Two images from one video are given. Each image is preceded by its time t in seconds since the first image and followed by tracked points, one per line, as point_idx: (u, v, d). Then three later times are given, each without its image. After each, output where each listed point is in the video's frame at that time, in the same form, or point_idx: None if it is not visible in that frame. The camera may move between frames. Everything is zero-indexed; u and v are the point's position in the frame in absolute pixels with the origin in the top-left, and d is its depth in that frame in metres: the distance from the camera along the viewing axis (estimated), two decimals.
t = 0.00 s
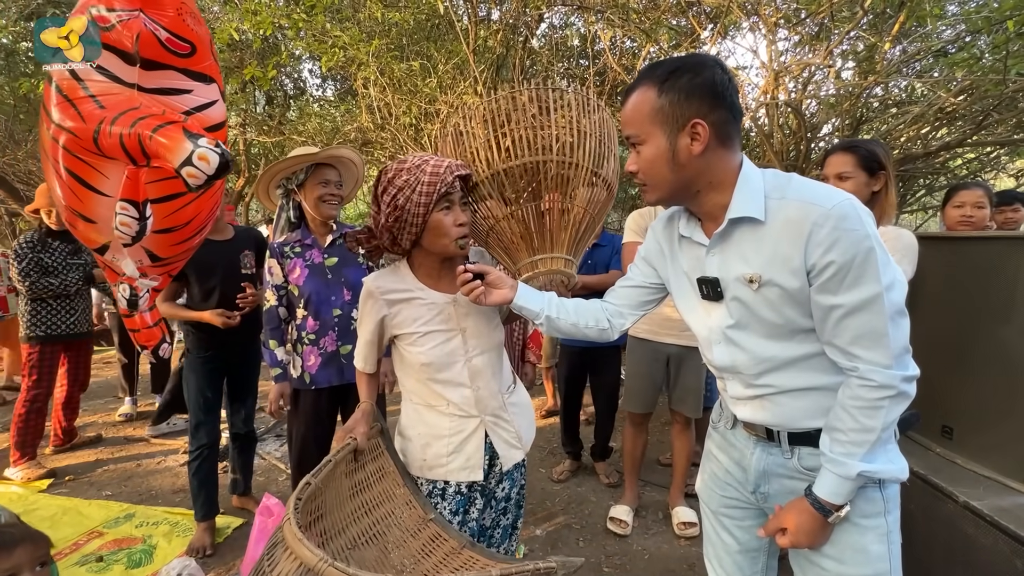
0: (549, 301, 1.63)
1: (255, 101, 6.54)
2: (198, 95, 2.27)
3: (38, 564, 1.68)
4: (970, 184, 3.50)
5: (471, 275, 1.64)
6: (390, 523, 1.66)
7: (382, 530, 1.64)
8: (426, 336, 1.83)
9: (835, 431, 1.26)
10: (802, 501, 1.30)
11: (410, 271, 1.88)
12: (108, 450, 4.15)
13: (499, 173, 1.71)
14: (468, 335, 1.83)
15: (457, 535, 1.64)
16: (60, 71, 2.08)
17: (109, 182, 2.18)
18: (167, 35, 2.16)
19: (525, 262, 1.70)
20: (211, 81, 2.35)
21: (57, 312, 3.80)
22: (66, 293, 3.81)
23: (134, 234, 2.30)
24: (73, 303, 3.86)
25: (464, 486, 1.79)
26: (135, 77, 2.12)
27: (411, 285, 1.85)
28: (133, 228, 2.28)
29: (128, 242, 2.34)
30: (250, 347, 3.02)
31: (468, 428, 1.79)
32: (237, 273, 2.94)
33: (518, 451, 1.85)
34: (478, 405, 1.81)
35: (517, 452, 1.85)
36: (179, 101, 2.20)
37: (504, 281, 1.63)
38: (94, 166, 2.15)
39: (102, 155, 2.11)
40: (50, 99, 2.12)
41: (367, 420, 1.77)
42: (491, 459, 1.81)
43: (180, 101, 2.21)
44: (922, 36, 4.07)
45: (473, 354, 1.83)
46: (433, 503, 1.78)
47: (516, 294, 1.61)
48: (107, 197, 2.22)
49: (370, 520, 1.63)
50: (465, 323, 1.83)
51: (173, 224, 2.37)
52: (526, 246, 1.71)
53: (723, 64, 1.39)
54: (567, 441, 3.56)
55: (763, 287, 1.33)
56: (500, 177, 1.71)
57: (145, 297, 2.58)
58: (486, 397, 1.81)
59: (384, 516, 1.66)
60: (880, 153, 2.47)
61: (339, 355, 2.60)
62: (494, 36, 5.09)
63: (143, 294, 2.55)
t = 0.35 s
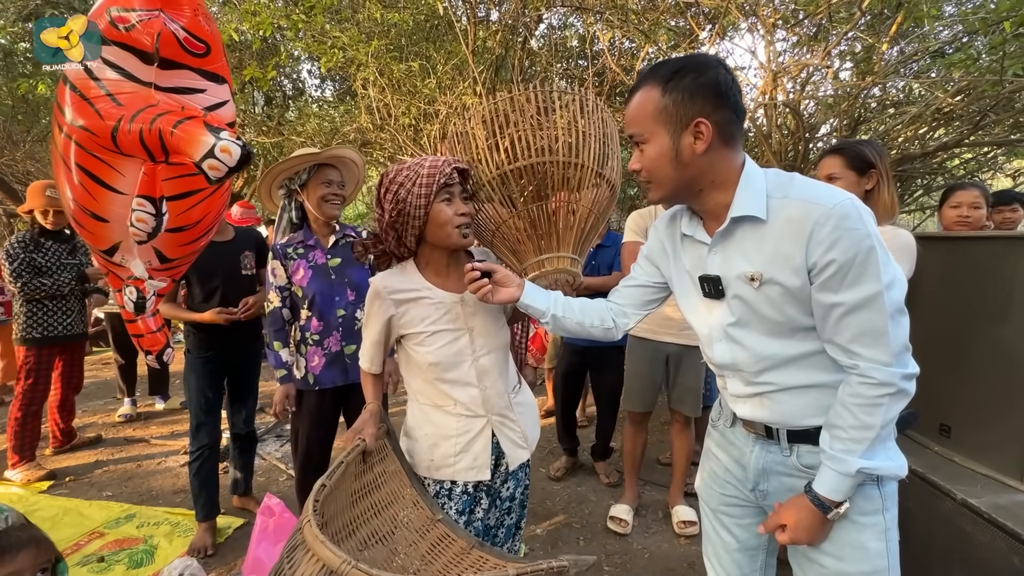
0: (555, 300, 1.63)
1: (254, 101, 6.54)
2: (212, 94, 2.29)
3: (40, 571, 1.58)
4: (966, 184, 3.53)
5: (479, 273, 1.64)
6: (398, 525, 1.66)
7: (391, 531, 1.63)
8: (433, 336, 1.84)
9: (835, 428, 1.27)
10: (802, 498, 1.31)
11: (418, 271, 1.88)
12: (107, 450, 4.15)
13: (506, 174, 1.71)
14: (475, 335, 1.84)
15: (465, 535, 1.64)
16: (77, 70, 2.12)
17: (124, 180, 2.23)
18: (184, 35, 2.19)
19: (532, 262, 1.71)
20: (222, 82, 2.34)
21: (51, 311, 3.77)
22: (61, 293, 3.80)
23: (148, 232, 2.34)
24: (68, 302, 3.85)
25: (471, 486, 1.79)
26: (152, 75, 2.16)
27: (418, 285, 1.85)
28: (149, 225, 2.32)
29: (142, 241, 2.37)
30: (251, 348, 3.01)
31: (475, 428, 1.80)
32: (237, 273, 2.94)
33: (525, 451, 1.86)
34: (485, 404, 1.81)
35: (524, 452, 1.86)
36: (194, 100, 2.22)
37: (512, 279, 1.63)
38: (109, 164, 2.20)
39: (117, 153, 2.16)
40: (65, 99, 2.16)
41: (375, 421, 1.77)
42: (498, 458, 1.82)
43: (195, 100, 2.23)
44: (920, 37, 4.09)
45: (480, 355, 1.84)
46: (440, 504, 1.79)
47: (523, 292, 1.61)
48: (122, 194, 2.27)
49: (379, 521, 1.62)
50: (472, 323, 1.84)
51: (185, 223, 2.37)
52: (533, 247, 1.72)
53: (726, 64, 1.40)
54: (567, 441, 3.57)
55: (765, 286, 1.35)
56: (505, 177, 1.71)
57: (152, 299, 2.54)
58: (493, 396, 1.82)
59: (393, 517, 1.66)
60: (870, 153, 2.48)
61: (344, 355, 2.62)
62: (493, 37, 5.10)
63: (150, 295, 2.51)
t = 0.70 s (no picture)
0: (563, 297, 1.62)
1: (253, 102, 6.53)
2: (220, 100, 2.28)
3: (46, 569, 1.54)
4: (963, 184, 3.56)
5: (487, 267, 1.64)
6: (405, 522, 1.66)
7: (399, 528, 1.64)
8: (437, 336, 1.84)
9: (835, 424, 1.28)
10: (802, 494, 1.31)
11: (421, 274, 1.89)
12: (108, 450, 4.15)
13: (514, 178, 1.69)
14: (478, 334, 1.85)
15: (473, 532, 1.64)
16: (83, 71, 2.12)
17: (131, 185, 2.23)
18: (195, 44, 2.21)
19: (538, 268, 1.72)
20: (230, 88, 2.34)
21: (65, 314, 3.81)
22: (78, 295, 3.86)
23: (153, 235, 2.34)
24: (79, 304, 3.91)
25: (476, 484, 1.80)
26: (162, 83, 2.15)
27: (421, 286, 1.86)
28: (156, 230, 2.34)
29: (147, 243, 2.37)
30: (250, 349, 3.02)
31: (480, 426, 1.81)
32: (236, 274, 2.94)
33: (530, 449, 1.86)
34: (489, 402, 1.82)
35: (528, 450, 1.86)
36: (202, 106, 2.21)
37: (519, 275, 1.63)
38: (117, 169, 2.19)
39: (125, 159, 2.16)
40: (72, 101, 2.15)
41: (381, 419, 1.79)
42: (503, 456, 1.83)
43: (204, 107, 2.22)
44: (918, 38, 4.11)
45: (483, 353, 1.85)
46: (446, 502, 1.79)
47: (531, 289, 1.62)
48: (130, 199, 2.27)
49: (387, 518, 1.63)
50: (475, 323, 1.85)
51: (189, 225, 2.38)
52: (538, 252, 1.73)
53: (729, 65, 1.41)
54: (566, 441, 3.57)
55: (766, 284, 1.36)
56: (511, 182, 1.70)
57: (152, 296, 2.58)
58: (498, 395, 1.83)
59: (400, 515, 1.67)
60: (854, 156, 2.52)
61: (343, 357, 2.63)
62: (493, 38, 5.10)
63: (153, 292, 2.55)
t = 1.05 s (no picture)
0: (565, 300, 1.63)
1: (254, 103, 6.53)
2: (219, 111, 2.30)
3: (41, 567, 1.52)
4: (962, 184, 3.57)
5: (489, 274, 1.64)
6: (403, 522, 1.67)
7: (396, 528, 1.65)
8: (435, 337, 1.85)
9: (833, 416, 1.28)
10: (798, 489, 1.31)
11: (418, 276, 1.89)
12: (109, 452, 4.16)
13: (510, 183, 1.70)
14: (475, 335, 1.85)
15: (469, 530, 1.65)
16: (82, 77, 2.13)
17: (130, 196, 2.24)
18: (194, 58, 2.21)
19: (532, 271, 1.73)
20: (230, 98, 2.37)
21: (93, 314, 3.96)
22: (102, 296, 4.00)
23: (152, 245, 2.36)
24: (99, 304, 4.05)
25: (475, 483, 1.80)
26: (161, 95, 2.16)
27: (418, 288, 1.86)
28: (154, 241, 2.35)
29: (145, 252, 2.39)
30: (249, 349, 3.02)
31: (478, 425, 1.81)
32: (234, 275, 2.95)
33: (528, 446, 1.87)
34: (487, 401, 1.83)
35: (527, 447, 1.86)
36: (201, 119, 2.23)
37: (522, 281, 1.62)
38: (115, 179, 2.20)
39: (123, 170, 2.17)
40: (71, 107, 2.17)
41: (377, 420, 1.78)
42: (501, 454, 1.83)
43: (203, 118, 2.24)
44: (918, 38, 4.12)
45: (480, 354, 1.85)
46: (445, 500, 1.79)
47: (533, 293, 1.61)
48: (127, 208, 2.28)
49: (384, 518, 1.65)
50: (473, 324, 1.85)
51: (186, 231, 2.41)
52: (533, 258, 1.74)
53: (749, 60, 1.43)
54: (566, 442, 3.58)
55: (772, 274, 1.36)
56: (509, 186, 1.70)
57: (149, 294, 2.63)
58: (496, 394, 1.83)
59: (398, 514, 1.68)
60: (843, 157, 2.55)
61: (325, 363, 2.63)
62: (492, 39, 5.10)
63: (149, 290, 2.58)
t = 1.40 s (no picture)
0: (589, 281, 1.57)
1: (257, 106, 6.57)
2: (206, 116, 2.58)
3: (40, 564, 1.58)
4: (964, 184, 3.56)
5: (515, 238, 1.60)
6: (395, 523, 1.67)
7: (387, 529, 1.64)
8: (427, 337, 1.85)
9: (816, 412, 1.29)
10: (768, 482, 1.29)
11: (407, 277, 1.92)
12: (112, 452, 4.18)
13: (495, 180, 1.68)
14: (467, 335, 1.85)
15: (461, 532, 1.66)
16: (73, 85, 2.39)
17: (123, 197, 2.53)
18: (181, 68, 2.49)
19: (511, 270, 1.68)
20: (220, 103, 2.68)
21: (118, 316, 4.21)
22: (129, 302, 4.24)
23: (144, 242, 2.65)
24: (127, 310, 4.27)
25: (468, 483, 1.80)
26: (149, 102, 2.44)
27: (409, 289, 1.88)
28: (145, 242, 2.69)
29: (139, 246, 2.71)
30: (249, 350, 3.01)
31: (472, 425, 1.81)
32: (231, 277, 2.88)
33: (522, 446, 1.88)
34: (481, 401, 1.83)
35: (521, 447, 1.88)
36: (188, 125, 2.51)
37: (546, 254, 1.58)
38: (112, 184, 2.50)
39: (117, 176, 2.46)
40: (65, 115, 2.43)
41: (367, 424, 1.79)
42: (494, 455, 1.83)
43: (190, 125, 2.53)
44: (919, 38, 4.12)
45: (472, 353, 1.85)
46: (438, 501, 1.79)
47: (557, 270, 1.56)
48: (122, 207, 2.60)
49: (375, 520, 1.64)
50: (464, 323, 1.85)
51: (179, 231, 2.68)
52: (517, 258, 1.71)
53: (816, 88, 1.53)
54: (566, 444, 3.58)
55: (806, 268, 1.38)
56: (496, 182, 1.68)
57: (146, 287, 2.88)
58: (489, 394, 1.84)
59: (389, 516, 1.67)
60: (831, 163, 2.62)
61: (297, 363, 2.62)
62: (493, 40, 5.12)
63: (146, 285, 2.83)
